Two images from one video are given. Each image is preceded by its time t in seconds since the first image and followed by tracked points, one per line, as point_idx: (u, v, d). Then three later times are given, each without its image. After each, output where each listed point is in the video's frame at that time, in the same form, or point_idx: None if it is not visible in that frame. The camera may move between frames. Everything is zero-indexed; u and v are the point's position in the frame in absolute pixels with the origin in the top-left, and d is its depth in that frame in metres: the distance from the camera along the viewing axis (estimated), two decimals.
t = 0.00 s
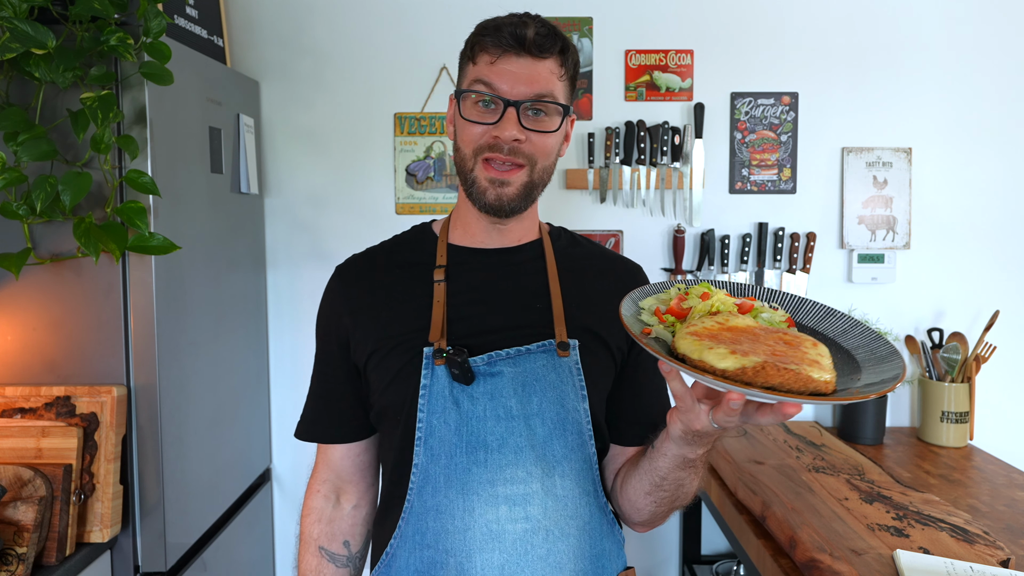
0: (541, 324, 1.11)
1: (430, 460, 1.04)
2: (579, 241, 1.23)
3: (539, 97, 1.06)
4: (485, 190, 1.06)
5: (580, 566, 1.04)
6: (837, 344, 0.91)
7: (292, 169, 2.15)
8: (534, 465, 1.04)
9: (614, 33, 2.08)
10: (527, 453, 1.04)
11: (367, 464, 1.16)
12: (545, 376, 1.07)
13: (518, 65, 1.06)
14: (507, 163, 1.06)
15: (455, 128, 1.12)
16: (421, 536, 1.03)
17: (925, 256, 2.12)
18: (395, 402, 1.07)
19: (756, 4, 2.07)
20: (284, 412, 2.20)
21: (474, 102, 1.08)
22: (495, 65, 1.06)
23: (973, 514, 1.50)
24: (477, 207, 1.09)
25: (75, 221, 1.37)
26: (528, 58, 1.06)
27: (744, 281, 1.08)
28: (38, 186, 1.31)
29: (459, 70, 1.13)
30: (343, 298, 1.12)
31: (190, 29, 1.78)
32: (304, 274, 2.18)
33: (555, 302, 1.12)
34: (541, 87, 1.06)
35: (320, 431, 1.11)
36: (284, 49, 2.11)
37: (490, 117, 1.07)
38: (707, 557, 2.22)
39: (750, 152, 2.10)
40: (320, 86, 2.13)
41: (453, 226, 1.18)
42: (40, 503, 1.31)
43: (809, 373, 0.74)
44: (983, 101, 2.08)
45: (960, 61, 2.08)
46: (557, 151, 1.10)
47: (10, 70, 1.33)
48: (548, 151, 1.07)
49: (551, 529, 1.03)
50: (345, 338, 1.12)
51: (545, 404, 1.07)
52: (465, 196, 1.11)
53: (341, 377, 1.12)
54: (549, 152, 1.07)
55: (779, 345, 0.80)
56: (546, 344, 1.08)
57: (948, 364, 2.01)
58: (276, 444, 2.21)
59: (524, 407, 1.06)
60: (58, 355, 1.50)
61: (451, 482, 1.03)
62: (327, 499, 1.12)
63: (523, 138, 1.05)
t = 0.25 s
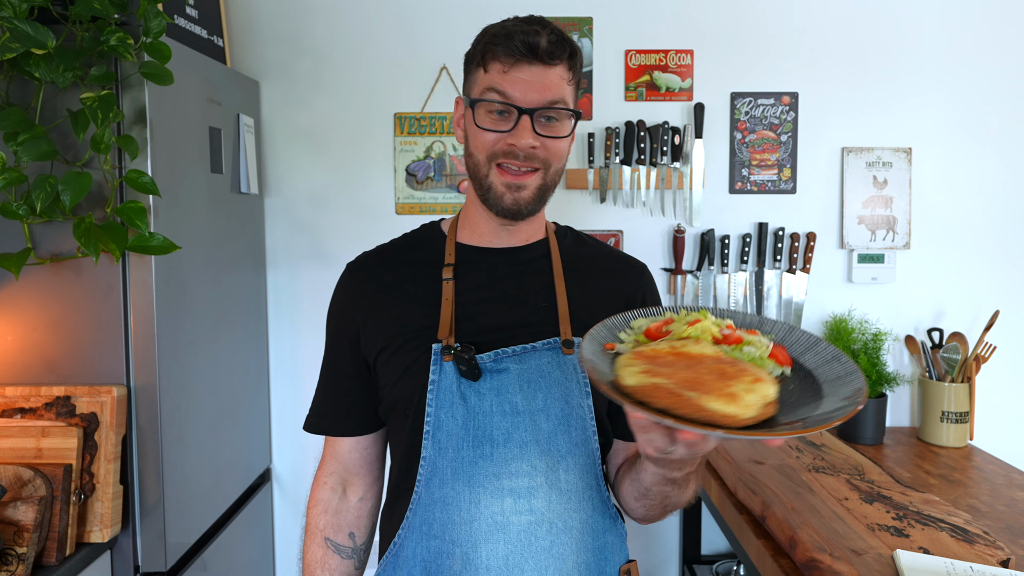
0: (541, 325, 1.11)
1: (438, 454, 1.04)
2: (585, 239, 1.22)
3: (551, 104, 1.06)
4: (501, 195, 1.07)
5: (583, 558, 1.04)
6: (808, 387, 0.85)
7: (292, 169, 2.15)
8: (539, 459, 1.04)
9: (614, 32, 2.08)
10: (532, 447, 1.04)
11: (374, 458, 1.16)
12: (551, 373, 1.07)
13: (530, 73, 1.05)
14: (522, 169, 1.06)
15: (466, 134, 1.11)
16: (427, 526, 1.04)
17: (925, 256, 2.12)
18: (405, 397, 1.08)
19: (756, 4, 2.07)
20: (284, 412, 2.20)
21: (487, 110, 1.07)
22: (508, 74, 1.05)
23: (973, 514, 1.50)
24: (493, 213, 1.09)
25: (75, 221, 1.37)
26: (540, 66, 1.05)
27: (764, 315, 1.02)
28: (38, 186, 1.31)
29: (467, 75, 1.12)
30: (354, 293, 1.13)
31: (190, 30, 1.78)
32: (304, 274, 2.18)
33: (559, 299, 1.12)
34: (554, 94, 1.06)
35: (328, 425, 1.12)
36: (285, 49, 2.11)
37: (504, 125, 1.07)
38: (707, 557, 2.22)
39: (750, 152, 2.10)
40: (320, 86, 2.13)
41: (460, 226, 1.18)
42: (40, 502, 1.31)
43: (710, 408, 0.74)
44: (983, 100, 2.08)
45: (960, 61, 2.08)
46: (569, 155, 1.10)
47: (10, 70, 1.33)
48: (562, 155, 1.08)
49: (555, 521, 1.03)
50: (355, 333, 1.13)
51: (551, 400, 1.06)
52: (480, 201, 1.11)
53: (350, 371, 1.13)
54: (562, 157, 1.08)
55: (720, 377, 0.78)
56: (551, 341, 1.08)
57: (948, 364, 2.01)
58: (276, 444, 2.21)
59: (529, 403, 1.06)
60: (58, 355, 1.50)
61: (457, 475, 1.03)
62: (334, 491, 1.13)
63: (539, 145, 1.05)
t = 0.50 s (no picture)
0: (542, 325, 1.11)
1: (444, 440, 1.05)
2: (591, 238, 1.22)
3: (559, 102, 1.08)
4: (524, 197, 1.08)
5: (586, 544, 1.04)
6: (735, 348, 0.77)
7: (292, 169, 2.15)
8: (543, 445, 1.05)
9: (614, 33, 2.08)
10: (536, 435, 1.05)
11: (382, 449, 1.16)
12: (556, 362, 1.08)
13: (535, 75, 1.07)
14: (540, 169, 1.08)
15: (476, 141, 1.12)
16: (433, 511, 1.04)
17: (925, 256, 2.12)
18: (412, 384, 1.08)
19: (756, 4, 2.07)
20: (284, 411, 2.20)
21: (498, 117, 1.08)
22: (514, 79, 1.07)
23: (973, 515, 1.50)
24: (516, 216, 1.10)
25: (75, 221, 1.37)
26: (542, 67, 1.07)
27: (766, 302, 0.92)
28: (38, 186, 1.31)
29: (469, 84, 1.13)
30: (365, 285, 1.14)
31: (190, 29, 1.78)
32: (305, 274, 2.18)
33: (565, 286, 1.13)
34: (560, 92, 1.08)
35: (336, 414, 1.12)
36: (284, 49, 2.11)
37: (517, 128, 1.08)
38: (707, 557, 2.22)
39: (750, 152, 2.10)
40: (320, 86, 2.13)
41: (470, 223, 1.20)
42: (40, 503, 1.31)
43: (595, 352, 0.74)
44: (983, 100, 2.08)
45: (961, 61, 2.07)
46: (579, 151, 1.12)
47: (10, 71, 1.33)
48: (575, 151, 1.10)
49: (558, 507, 1.03)
50: (366, 324, 1.13)
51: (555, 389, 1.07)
52: (500, 207, 1.11)
53: (359, 362, 1.13)
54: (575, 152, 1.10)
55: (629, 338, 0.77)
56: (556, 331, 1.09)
57: (948, 364, 2.01)
58: (276, 444, 2.21)
59: (533, 392, 1.07)
60: (58, 355, 1.50)
61: (463, 461, 1.04)
62: (343, 481, 1.13)
63: (555, 143, 1.07)
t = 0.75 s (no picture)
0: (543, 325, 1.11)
1: (439, 442, 1.06)
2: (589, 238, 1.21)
3: (542, 93, 1.08)
4: (515, 191, 1.08)
5: (582, 547, 1.03)
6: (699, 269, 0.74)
7: (293, 170, 2.15)
8: (536, 448, 1.04)
9: (614, 33, 2.08)
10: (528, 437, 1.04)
11: (384, 451, 1.18)
12: (546, 364, 1.06)
13: (516, 68, 1.08)
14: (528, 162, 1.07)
15: (464, 140, 1.13)
16: (429, 512, 1.06)
17: (925, 256, 2.12)
18: (411, 386, 1.10)
19: (756, 4, 2.07)
20: (284, 411, 2.20)
21: (482, 112, 1.08)
22: (495, 73, 1.08)
23: (973, 515, 1.50)
24: (509, 211, 1.10)
25: (75, 221, 1.37)
26: (522, 59, 1.09)
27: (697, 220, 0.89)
28: (38, 186, 1.31)
29: (456, 85, 1.15)
30: (366, 287, 1.16)
31: (190, 29, 1.78)
32: (305, 274, 2.18)
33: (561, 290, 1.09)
34: (542, 83, 1.08)
35: (339, 416, 1.15)
36: (285, 49, 2.11)
37: (501, 123, 1.08)
38: (707, 557, 2.22)
39: (750, 152, 2.10)
40: (320, 86, 2.13)
41: (468, 224, 1.20)
42: (40, 502, 1.31)
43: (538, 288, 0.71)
44: (983, 100, 2.08)
45: (961, 61, 2.08)
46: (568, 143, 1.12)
47: (10, 71, 1.33)
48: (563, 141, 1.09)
49: (552, 509, 1.02)
50: (366, 326, 1.15)
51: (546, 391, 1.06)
52: (493, 204, 1.11)
53: (360, 363, 1.15)
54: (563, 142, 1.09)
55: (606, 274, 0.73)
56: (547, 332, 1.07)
57: (947, 364, 2.01)
58: (276, 444, 2.21)
59: (524, 394, 1.06)
60: (58, 355, 1.50)
61: (458, 463, 1.05)
62: (346, 483, 1.15)
63: (540, 134, 1.06)
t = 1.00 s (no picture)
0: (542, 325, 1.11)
1: (428, 449, 1.06)
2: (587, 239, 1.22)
3: (497, 94, 1.09)
4: (486, 195, 1.08)
5: (572, 553, 1.02)
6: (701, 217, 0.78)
7: (293, 170, 2.15)
8: (523, 454, 1.04)
9: (614, 33, 2.08)
10: (516, 443, 1.04)
11: (383, 451, 1.20)
12: (532, 369, 1.05)
13: (467, 74, 1.09)
14: (495, 164, 1.08)
15: (435, 154, 1.16)
16: (419, 519, 1.06)
17: (925, 256, 2.12)
18: (401, 390, 1.11)
19: (756, 4, 2.07)
20: (284, 411, 2.20)
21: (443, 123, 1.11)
22: (448, 82, 1.10)
23: (973, 514, 1.50)
24: (486, 214, 1.10)
25: (75, 221, 1.37)
26: (474, 63, 1.10)
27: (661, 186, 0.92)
28: (38, 186, 1.31)
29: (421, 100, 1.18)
30: (360, 291, 1.18)
31: (190, 29, 1.78)
32: (305, 274, 2.18)
33: (546, 296, 1.08)
34: (495, 84, 1.09)
35: (338, 418, 1.17)
36: (285, 49, 2.11)
37: (462, 130, 1.10)
38: (707, 557, 2.22)
39: (750, 152, 2.10)
40: (320, 86, 2.13)
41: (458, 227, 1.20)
42: (40, 502, 1.31)
43: (637, 259, 0.68)
44: (983, 100, 2.08)
45: (961, 61, 2.08)
46: (537, 136, 1.12)
47: (10, 70, 1.33)
48: (528, 137, 1.09)
49: (542, 516, 1.02)
50: (360, 330, 1.17)
51: (532, 397, 1.06)
52: (470, 210, 1.12)
53: (356, 367, 1.17)
54: (527, 138, 1.09)
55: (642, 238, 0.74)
56: (533, 337, 1.06)
57: (947, 364, 2.00)
58: (276, 444, 2.21)
59: (511, 400, 1.06)
60: (58, 355, 1.50)
61: (447, 469, 1.05)
62: (345, 482, 1.18)
63: (501, 135, 1.07)
